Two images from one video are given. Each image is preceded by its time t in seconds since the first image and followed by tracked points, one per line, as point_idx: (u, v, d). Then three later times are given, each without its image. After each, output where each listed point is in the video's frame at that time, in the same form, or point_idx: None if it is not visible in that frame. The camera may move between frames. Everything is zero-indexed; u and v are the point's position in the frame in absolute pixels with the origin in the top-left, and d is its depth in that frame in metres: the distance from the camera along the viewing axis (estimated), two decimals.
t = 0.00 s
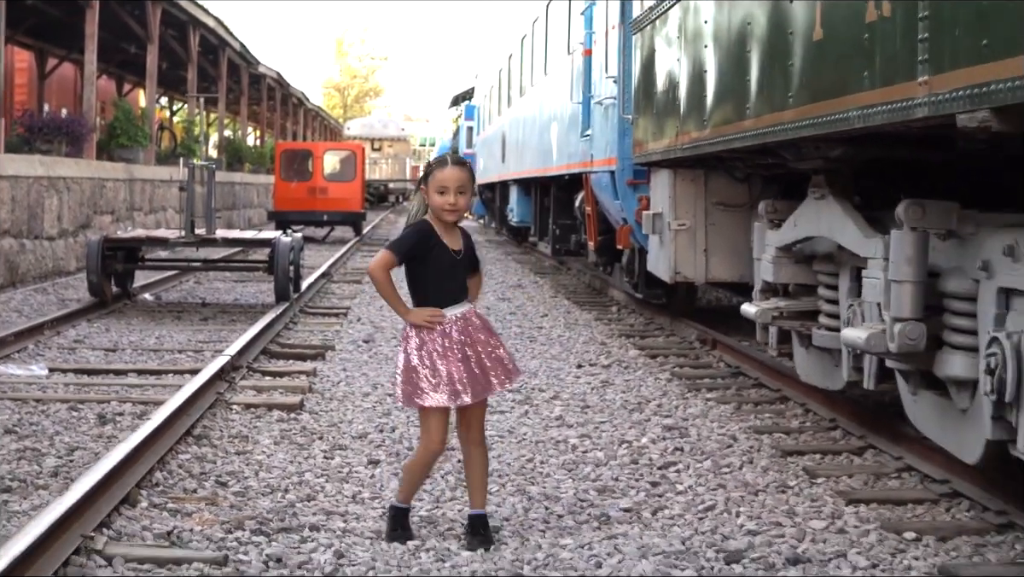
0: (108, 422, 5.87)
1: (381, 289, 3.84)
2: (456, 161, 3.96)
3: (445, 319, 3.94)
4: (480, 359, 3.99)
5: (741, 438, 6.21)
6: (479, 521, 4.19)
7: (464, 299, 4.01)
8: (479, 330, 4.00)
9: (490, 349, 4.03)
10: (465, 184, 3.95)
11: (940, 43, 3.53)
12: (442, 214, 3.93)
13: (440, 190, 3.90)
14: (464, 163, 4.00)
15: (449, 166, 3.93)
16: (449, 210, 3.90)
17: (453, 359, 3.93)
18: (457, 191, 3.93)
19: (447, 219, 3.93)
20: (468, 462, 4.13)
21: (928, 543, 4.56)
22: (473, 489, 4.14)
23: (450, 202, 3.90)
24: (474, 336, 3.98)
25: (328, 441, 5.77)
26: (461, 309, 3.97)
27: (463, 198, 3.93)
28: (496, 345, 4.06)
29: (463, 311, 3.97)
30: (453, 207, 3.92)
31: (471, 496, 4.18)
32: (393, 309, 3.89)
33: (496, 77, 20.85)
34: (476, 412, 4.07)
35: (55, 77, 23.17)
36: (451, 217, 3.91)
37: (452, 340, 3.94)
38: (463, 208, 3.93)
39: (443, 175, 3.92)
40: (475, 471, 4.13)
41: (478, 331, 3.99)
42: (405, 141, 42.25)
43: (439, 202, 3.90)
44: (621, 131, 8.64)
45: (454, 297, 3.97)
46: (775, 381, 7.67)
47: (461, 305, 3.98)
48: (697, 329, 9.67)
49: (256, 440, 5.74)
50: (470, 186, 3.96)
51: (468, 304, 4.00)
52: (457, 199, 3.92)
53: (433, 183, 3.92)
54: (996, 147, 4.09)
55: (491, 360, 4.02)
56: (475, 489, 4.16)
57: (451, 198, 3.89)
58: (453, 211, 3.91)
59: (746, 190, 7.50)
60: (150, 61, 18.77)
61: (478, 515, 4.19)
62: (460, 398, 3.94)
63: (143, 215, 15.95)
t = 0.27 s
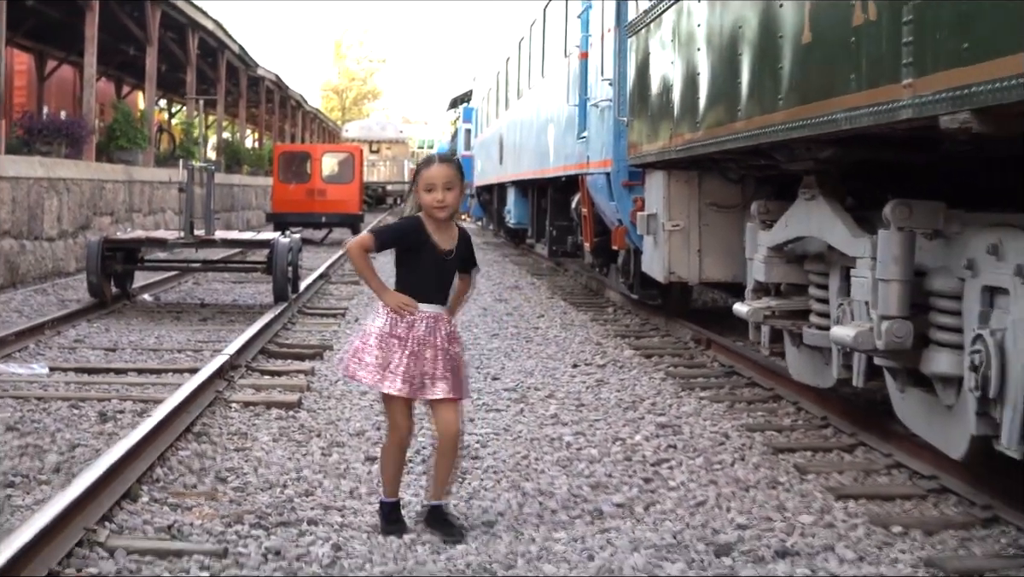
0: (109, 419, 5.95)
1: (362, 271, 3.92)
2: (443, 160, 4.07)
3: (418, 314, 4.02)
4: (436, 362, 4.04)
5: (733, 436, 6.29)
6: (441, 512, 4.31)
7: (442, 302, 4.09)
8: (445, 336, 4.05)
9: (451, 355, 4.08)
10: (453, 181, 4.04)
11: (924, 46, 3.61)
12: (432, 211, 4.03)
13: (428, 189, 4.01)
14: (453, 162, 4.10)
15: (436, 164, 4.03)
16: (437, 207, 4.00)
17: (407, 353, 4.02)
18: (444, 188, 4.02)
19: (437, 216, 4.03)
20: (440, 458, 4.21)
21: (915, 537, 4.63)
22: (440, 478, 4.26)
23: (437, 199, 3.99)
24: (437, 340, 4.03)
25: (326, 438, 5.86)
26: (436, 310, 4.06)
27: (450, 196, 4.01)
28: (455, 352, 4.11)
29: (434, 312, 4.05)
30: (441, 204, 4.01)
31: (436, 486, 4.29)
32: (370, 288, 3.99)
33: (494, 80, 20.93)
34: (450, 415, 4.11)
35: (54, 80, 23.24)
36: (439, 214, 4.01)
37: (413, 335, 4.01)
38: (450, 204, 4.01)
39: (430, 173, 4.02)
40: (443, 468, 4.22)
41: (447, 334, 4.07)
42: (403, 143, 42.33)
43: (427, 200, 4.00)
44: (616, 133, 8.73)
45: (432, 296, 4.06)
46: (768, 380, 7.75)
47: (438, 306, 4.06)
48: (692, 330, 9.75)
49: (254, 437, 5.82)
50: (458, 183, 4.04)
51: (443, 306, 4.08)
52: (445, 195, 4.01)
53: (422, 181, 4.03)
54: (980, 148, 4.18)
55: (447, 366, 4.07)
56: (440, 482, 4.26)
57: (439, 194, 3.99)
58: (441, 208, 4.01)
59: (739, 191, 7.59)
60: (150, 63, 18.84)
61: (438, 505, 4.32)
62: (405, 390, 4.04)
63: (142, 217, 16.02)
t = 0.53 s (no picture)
0: (111, 416, 6.04)
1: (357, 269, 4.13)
2: (438, 158, 4.16)
3: (405, 312, 4.10)
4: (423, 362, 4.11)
5: (726, 432, 6.40)
6: (454, 498, 4.39)
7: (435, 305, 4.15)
8: (430, 337, 4.11)
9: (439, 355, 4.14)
10: (445, 180, 4.11)
11: (909, 50, 3.71)
12: (423, 207, 4.11)
13: (418, 185, 4.10)
14: (450, 161, 4.19)
15: (428, 162, 4.12)
16: (426, 203, 4.08)
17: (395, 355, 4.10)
18: (435, 185, 4.09)
19: (428, 212, 4.10)
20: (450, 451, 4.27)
21: (903, 531, 4.73)
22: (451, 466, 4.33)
23: (427, 195, 4.08)
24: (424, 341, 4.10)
25: (326, 435, 5.95)
26: (424, 311, 4.12)
27: (440, 193, 4.09)
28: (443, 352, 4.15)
29: (423, 313, 4.11)
30: (431, 200, 4.08)
31: (448, 474, 4.37)
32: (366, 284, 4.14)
33: (491, 80, 21.02)
34: (455, 407, 4.20)
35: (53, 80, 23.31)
36: (428, 210, 4.09)
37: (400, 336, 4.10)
38: (440, 201, 4.09)
39: (423, 171, 4.12)
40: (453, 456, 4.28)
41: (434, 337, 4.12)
42: (400, 143, 42.42)
43: (417, 195, 4.09)
44: (611, 133, 8.83)
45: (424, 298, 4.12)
46: (761, 378, 7.85)
47: (427, 309, 4.12)
48: (687, 329, 9.85)
49: (254, 433, 5.91)
50: (450, 181, 4.12)
51: (434, 309, 4.14)
52: (434, 192, 4.08)
53: (415, 178, 4.13)
54: (965, 149, 4.28)
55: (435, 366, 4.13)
56: (452, 468, 4.33)
57: (428, 190, 4.07)
58: (431, 204, 4.08)
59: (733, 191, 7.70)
60: (148, 63, 18.92)
61: (454, 492, 4.39)
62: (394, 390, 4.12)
63: (141, 216, 16.10)
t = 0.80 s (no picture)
0: (114, 414, 6.13)
1: (373, 279, 4.22)
2: (438, 159, 4.17)
3: (424, 316, 4.15)
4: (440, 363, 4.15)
5: (720, 430, 6.49)
6: (452, 516, 4.29)
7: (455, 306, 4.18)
8: (448, 338, 4.14)
9: (457, 356, 4.16)
10: (446, 180, 4.13)
11: (897, 56, 3.80)
12: (424, 209, 4.14)
13: (420, 186, 4.12)
14: (449, 161, 4.20)
15: (427, 163, 4.14)
16: (427, 205, 4.11)
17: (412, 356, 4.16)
18: (436, 186, 4.11)
19: (430, 214, 4.13)
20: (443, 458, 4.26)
21: (892, 526, 4.82)
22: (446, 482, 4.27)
23: (428, 197, 4.10)
24: (440, 342, 4.14)
25: (326, 432, 6.03)
26: (442, 313, 4.15)
27: (442, 193, 4.11)
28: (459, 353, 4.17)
29: (440, 316, 4.15)
30: (432, 201, 4.11)
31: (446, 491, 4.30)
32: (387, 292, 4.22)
33: (488, 80, 21.09)
34: (449, 413, 4.20)
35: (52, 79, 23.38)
36: (429, 211, 4.12)
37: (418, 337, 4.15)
38: (441, 202, 4.12)
39: (423, 171, 4.13)
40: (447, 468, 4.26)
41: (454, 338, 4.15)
42: (397, 142, 42.50)
43: (419, 197, 4.12)
44: (608, 134, 8.91)
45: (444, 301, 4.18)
46: (756, 377, 7.94)
47: (446, 311, 4.16)
48: (682, 328, 9.93)
49: (255, 431, 6.00)
50: (450, 181, 4.13)
51: (454, 311, 4.17)
52: (436, 193, 4.11)
53: (416, 179, 4.15)
54: (953, 152, 4.37)
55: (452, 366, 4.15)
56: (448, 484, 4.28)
57: (429, 192, 4.10)
58: (433, 205, 4.11)
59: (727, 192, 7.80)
60: (147, 63, 18.99)
61: (453, 510, 4.30)
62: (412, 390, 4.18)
63: (140, 216, 16.18)
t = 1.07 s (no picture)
0: (115, 409, 6.20)
1: (375, 289, 4.22)
2: (447, 160, 4.20)
3: (433, 317, 4.18)
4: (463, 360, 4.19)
5: (715, 425, 6.57)
6: (452, 509, 4.38)
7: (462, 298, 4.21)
8: (461, 333, 4.18)
9: (472, 348, 4.21)
10: (455, 183, 4.16)
11: (886, 57, 3.88)
12: (434, 211, 4.17)
13: (430, 189, 4.14)
14: (456, 163, 4.23)
15: (437, 165, 4.16)
16: (438, 207, 4.14)
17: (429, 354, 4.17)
18: (447, 189, 4.14)
19: (437, 216, 4.16)
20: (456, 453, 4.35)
21: (883, 518, 4.90)
22: (451, 474, 4.36)
23: (438, 200, 4.13)
24: (454, 339, 4.17)
25: (325, 427, 6.11)
26: (451, 309, 4.18)
27: (452, 197, 4.15)
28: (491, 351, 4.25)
29: (450, 312, 4.18)
30: (443, 204, 4.15)
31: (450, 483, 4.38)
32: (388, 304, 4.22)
33: (485, 79, 21.16)
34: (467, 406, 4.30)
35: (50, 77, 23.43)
36: (439, 214, 4.15)
37: (432, 337, 4.17)
38: (452, 205, 4.16)
39: (433, 174, 4.15)
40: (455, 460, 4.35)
41: (467, 331, 4.19)
42: (394, 140, 42.57)
43: (428, 200, 4.14)
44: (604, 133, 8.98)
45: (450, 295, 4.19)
46: (751, 373, 8.02)
47: (454, 306, 4.19)
48: (678, 324, 10.02)
49: (255, 426, 6.07)
50: (459, 184, 4.17)
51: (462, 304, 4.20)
52: (446, 196, 4.14)
53: (425, 181, 4.17)
54: (942, 152, 4.46)
55: (480, 364, 4.22)
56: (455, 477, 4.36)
57: (440, 196, 4.12)
58: (443, 208, 4.15)
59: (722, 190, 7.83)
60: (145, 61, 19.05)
61: (453, 502, 4.38)
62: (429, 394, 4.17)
63: (139, 213, 16.24)
